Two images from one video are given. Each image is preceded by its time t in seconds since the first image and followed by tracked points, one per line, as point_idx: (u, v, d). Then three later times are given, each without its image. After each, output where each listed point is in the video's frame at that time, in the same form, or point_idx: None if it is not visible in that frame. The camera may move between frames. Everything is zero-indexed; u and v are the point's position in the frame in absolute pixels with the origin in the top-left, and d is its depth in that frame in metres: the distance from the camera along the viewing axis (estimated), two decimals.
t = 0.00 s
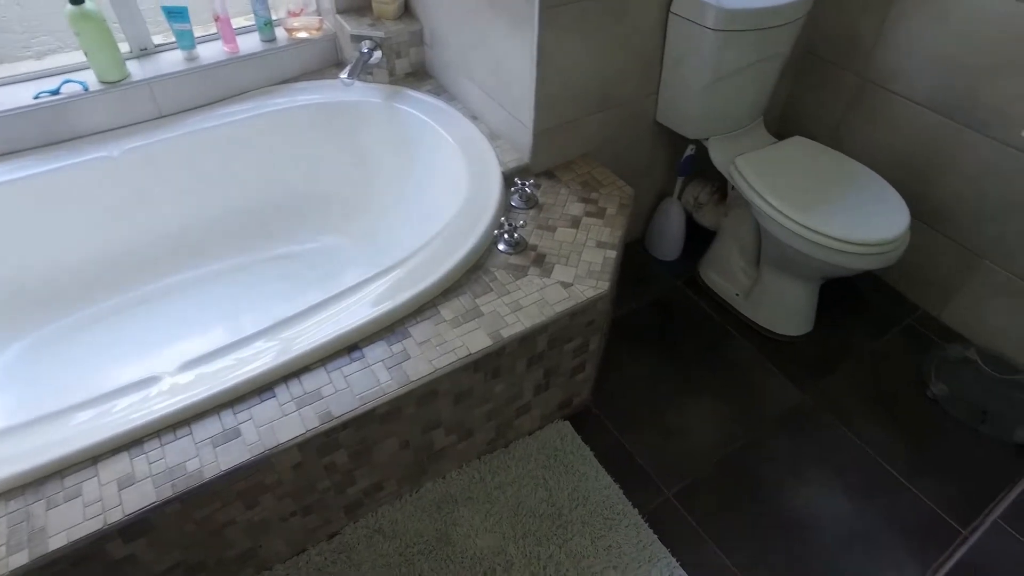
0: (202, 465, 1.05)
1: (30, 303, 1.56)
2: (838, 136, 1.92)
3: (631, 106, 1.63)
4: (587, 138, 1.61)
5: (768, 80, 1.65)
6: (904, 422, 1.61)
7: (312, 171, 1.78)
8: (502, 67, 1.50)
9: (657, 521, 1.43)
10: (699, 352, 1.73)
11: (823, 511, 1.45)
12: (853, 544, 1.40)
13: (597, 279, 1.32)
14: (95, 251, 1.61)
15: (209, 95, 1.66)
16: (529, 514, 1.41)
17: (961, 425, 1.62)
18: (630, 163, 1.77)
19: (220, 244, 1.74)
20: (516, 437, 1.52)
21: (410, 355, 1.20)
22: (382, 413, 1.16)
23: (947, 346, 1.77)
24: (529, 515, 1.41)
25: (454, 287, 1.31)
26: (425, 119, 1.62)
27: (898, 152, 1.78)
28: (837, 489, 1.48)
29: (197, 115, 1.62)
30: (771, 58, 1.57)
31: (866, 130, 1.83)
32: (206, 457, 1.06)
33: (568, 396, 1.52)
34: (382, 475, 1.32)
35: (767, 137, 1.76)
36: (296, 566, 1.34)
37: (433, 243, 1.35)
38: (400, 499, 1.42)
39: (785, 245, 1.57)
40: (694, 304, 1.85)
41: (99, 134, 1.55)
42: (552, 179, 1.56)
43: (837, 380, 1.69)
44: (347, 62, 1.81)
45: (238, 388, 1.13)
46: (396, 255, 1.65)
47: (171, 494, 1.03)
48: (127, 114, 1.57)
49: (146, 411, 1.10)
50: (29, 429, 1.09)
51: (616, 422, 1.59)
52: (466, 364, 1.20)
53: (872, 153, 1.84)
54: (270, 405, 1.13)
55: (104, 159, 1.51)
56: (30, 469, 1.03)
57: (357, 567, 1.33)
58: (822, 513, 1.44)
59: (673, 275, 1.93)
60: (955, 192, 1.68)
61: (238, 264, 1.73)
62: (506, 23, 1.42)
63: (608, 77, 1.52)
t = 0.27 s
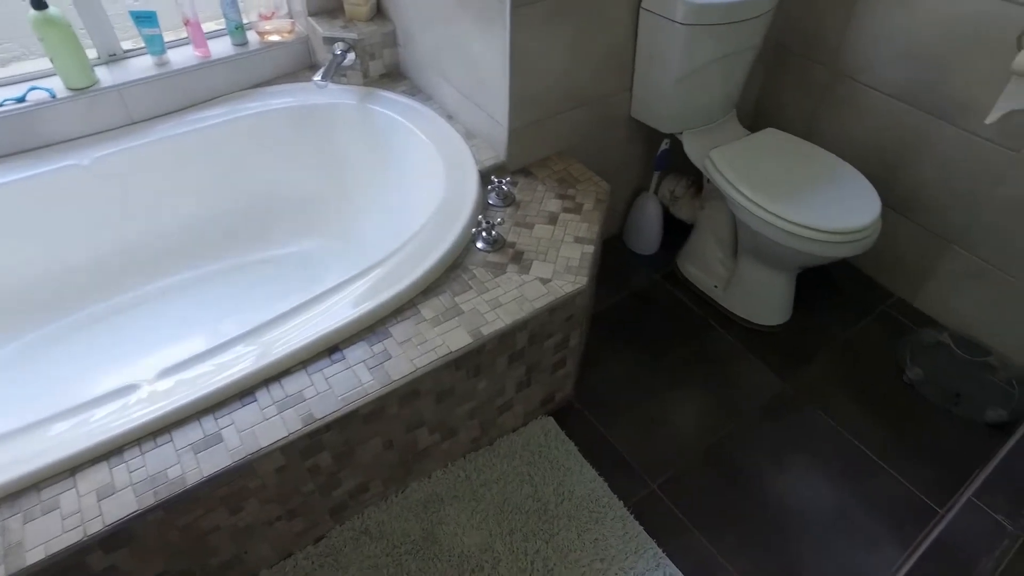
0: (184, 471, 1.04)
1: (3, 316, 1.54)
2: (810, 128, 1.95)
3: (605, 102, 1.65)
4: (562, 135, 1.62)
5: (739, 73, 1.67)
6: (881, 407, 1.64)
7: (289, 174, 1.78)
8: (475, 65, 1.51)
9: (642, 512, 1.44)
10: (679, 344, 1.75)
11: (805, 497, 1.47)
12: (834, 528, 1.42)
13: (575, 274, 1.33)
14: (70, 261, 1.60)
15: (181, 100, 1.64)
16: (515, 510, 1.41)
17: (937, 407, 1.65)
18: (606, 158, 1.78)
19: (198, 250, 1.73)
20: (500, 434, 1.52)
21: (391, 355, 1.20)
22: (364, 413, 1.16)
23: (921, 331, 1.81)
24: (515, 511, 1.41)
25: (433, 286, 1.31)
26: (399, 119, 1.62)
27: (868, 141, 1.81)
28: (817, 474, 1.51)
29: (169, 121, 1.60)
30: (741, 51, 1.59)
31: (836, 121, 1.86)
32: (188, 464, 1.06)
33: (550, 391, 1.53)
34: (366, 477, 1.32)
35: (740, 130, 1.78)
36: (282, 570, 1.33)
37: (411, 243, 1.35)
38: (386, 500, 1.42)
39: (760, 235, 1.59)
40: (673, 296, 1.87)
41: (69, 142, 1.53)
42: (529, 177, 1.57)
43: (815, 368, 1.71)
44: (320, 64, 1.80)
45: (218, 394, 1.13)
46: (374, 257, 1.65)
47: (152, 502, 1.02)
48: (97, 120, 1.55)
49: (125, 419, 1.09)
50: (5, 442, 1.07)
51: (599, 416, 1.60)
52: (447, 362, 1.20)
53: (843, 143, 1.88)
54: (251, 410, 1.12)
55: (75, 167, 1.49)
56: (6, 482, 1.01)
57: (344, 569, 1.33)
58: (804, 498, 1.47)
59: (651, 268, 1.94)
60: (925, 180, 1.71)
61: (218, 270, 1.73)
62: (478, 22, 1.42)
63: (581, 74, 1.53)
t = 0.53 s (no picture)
0: (166, 478, 1.03)
1: None
2: (786, 120, 1.97)
3: (583, 99, 1.65)
4: (541, 131, 1.62)
5: (715, 67, 1.69)
6: (863, 394, 1.66)
7: (268, 177, 1.77)
8: (453, 64, 1.51)
9: (630, 505, 1.44)
10: (663, 338, 1.76)
11: (790, 485, 1.48)
12: (820, 515, 1.44)
13: (557, 269, 1.34)
14: (46, 269, 1.58)
15: (157, 104, 1.63)
16: (503, 506, 1.41)
17: (917, 392, 1.67)
18: (586, 154, 1.79)
19: (178, 255, 1.71)
20: (487, 432, 1.52)
21: (375, 354, 1.19)
22: (349, 414, 1.15)
23: (900, 317, 1.83)
24: (504, 508, 1.41)
25: (415, 285, 1.31)
26: (378, 119, 1.62)
27: (844, 132, 1.83)
28: (802, 461, 1.52)
29: (145, 125, 1.59)
30: (716, 45, 1.61)
31: (812, 113, 1.88)
32: (171, 469, 1.04)
33: (536, 387, 1.54)
34: (353, 478, 1.32)
35: (718, 124, 1.79)
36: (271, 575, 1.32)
37: (392, 242, 1.35)
38: (373, 501, 1.42)
39: (740, 227, 1.60)
40: (656, 290, 1.88)
41: (43, 148, 1.51)
42: (509, 174, 1.57)
43: (797, 357, 1.73)
44: (297, 66, 1.79)
45: (200, 398, 1.11)
46: (355, 257, 1.64)
47: (135, 510, 1.00)
48: (71, 126, 1.53)
49: (105, 426, 1.07)
50: None
51: (585, 410, 1.61)
52: (431, 360, 1.20)
53: (819, 135, 1.90)
54: (235, 413, 1.11)
55: (49, 173, 1.47)
56: None
57: (333, 571, 1.33)
58: (789, 486, 1.48)
59: (634, 263, 1.96)
60: (900, 169, 1.74)
61: (199, 274, 1.71)
62: (454, 20, 1.42)
63: (559, 70, 1.54)
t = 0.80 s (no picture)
0: (148, 483, 1.02)
1: None
2: (763, 112, 1.99)
3: (561, 94, 1.66)
4: (520, 128, 1.63)
5: (690, 60, 1.70)
6: (843, 380, 1.68)
7: (246, 180, 1.76)
8: (429, 62, 1.51)
9: (617, 497, 1.45)
10: (646, 330, 1.77)
11: (775, 472, 1.50)
12: (804, 501, 1.45)
13: (538, 264, 1.34)
14: (20, 277, 1.55)
15: (130, 108, 1.61)
16: (491, 502, 1.42)
17: (896, 377, 1.70)
18: (564, 150, 1.79)
19: (157, 261, 1.70)
20: (472, 429, 1.52)
21: (357, 353, 1.19)
22: (332, 413, 1.15)
23: (878, 304, 1.86)
24: (491, 504, 1.41)
25: (396, 283, 1.31)
26: (355, 119, 1.61)
27: (819, 123, 1.85)
28: (785, 449, 1.54)
29: (119, 129, 1.57)
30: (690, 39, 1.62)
31: (788, 104, 1.90)
32: (153, 474, 1.03)
33: (520, 383, 1.54)
34: (339, 478, 1.31)
35: (695, 117, 1.81)
36: None
37: (372, 240, 1.35)
38: (360, 501, 1.41)
39: (719, 219, 1.61)
40: (638, 284, 1.89)
41: (13, 154, 1.48)
42: (489, 171, 1.57)
43: (778, 347, 1.75)
44: (273, 67, 1.78)
45: (181, 402, 1.10)
46: (335, 258, 1.64)
47: (116, 516, 0.99)
48: (43, 131, 1.51)
49: (84, 432, 1.06)
50: None
51: (569, 405, 1.61)
52: (413, 357, 1.20)
53: (794, 126, 1.92)
54: (216, 416, 1.10)
55: (21, 180, 1.45)
56: None
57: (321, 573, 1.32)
58: (774, 474, 1.50)
59: (615, 257, 1.97)
60: (874, 157, 1.76)
61: (178, 279, 1.71)
62: (430, 18, 1.42)
63: (535, 66, 1.54)
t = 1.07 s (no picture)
0: (129, 489, 1.01)
1: None
2: (738, 106, 2.01)
3: (538, 91, 1.67)
4: (497, 125, 1.63)
5: (665, 56, 1.71)
6: (824, 369, 1.71)
7: (223, 184, 1.75)
8: (405, 61, 1.51)
9: (603, 491, 1.46)
10: (628, 325, 1.78)
11: (758, 461, 1.52)
12: (788, 489, 1.47)
13: (518, 261, 1.35)
14: None
15: (104, 113, 1.60)
16: (477, 500, 1.42)
17: (875, 364, 1.72)
18: (543, 147, 1.80)
19: (136, 268, 1.69)
20: (458, 427, 1.53)
21: (339, 354, 1.19)
22: (315, 414, 1.15)
23: (856, 293, 1.89)
24: (477, 501, 1.42)
25: (376, 283, 1.31)
26: (332, 120, 1.61)
27: (793, 115, 1.88)
28: (767, 438, 1.56)
29: (92, 135, 1.55)
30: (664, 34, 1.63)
31: (763, 98, 1.93)
32: (134, 481, 1.02)
33: (504, 379, 1.55)
34: (324, 479, 1.31)
35: (671, 112, 1.82)
36: None
37: (352, 241, 1.35)
38: (346, 502, 1.41)
39: (698, 212, 1.63)
40: (619, 279, 1.90)
41: None
42: (467, 169, 1.58)
43: (759, 337, 1.77)
44: (248, 70, 1.78)
45: (161, 408, 1.09)
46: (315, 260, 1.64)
47: (97, 524, 0.98)
48: (14, 138, 1.49)
49: (63, 441, 1.05)
50: None
51: (554, 401, 1.62)
52: (396, 356, 1.20)
53: (769, 119, 1.94)
54: (197, 421, 1.10)
55: None
56: None
57: None
58: (757, 463, 1.51)
59: (597, 253, 1.98)
60: (848, 148, 1.79)
61: (158, 285, 1.70)
62: (405, 17, 1.42)
63: (511, 64, 1.55)
